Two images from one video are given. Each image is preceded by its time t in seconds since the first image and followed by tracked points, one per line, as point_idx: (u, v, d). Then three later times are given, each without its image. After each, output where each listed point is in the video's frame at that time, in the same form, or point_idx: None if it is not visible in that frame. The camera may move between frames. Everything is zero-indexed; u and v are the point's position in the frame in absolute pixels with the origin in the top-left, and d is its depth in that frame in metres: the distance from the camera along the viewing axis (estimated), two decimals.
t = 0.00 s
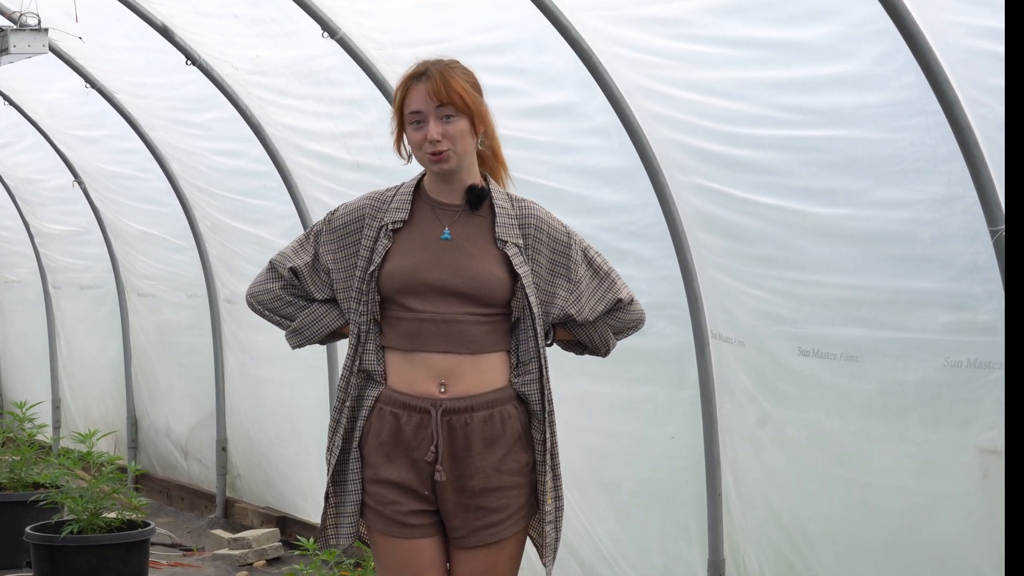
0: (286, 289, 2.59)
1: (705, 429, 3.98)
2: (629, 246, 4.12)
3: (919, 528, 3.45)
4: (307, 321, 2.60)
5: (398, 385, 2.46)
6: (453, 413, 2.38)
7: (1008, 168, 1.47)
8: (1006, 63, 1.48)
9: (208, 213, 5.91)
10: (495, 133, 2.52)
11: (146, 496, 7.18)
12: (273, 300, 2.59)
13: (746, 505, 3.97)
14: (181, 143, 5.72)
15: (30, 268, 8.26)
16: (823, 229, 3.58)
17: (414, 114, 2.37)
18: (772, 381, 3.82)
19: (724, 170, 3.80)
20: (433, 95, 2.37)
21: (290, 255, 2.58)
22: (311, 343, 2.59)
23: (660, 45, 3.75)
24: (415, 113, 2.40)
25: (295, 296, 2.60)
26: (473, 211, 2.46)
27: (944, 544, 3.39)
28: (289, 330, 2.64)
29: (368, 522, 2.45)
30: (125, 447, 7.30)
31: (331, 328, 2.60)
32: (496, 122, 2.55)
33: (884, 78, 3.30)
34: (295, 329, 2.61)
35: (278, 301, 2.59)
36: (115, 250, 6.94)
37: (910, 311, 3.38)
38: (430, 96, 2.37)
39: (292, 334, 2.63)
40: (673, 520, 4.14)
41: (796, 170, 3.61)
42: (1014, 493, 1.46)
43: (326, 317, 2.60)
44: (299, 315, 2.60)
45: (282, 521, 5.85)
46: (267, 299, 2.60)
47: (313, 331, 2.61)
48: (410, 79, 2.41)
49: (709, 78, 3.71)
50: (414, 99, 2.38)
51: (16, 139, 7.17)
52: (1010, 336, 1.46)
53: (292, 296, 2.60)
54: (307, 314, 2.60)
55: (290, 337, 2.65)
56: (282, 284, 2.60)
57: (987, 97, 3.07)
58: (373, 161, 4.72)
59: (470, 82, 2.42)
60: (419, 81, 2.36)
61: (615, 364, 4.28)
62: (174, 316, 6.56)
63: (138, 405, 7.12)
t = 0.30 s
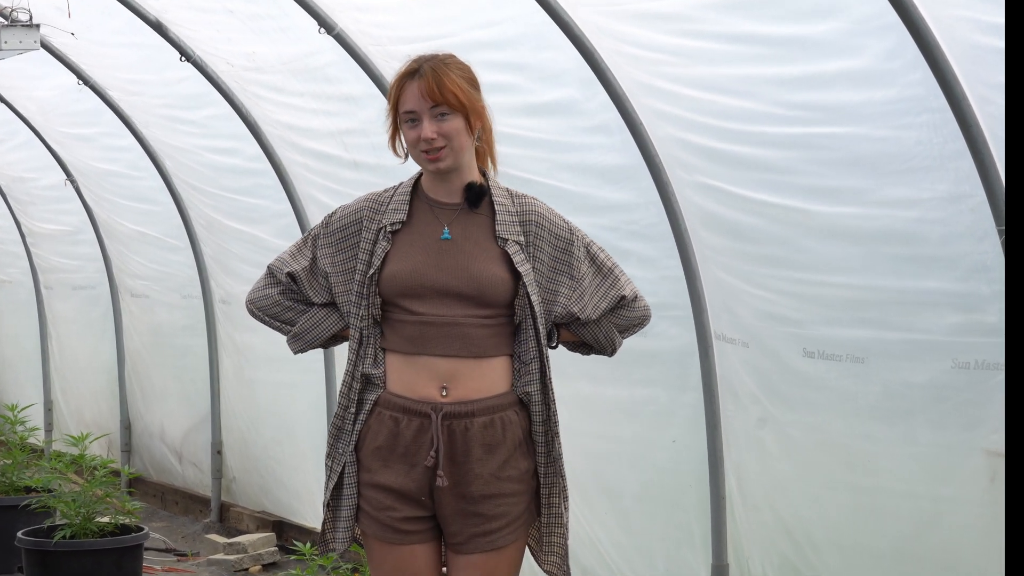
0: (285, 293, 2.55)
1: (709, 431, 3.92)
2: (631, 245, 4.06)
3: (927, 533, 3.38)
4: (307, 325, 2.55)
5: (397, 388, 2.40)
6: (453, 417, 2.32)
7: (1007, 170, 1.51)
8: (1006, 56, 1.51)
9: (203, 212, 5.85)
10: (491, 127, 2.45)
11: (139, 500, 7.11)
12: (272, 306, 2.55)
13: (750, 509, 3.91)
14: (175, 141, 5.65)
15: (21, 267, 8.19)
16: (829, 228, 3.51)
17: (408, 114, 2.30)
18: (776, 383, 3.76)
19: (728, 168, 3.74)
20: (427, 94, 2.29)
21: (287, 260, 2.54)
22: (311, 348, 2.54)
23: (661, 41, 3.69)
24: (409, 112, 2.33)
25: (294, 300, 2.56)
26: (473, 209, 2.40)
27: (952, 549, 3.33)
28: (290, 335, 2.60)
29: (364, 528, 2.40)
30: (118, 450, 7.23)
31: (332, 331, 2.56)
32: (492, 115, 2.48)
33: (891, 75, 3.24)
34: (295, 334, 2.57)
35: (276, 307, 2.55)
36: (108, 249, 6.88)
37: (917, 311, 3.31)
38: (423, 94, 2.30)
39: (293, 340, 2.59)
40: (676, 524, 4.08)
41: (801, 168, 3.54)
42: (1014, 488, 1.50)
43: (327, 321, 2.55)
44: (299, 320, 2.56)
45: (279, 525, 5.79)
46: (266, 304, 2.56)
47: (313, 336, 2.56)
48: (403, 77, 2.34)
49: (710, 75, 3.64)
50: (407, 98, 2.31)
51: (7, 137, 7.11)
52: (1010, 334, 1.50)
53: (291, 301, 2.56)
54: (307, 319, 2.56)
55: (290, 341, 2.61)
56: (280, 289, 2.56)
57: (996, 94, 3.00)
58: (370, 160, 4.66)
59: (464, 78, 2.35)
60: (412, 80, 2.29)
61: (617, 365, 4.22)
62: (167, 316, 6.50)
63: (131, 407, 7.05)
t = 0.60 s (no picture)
0: (282, 295, 2.49)
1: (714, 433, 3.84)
2: (633, 244, 3.98)
3: (937, 539, 3.31)
4: (304, 326, 2.48)
5: (394, 391, 2.33)
6: (451, 423, 2.25)
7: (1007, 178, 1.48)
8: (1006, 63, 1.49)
9: (196, 210, 5.77)
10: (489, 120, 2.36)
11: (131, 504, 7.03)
12: (269, 304, 2.49)
13: (755, 514, 3.84)
14: (168, 138, 5.57)
15: (9, 268, 8.11)
16: (836, 227, 3.43)
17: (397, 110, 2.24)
18: (782, 385, 3.68)
19: (733, 166, 3.66)
20: (413, 86, 2.23)
21: (284, 261, 2.47)
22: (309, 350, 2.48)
23: (664, 36, 3.61)
24: (400, 109, 2.26)
25: (291, 300, 2.49)
26: (475, 213, 2.32)
27: (962, 556, 3.25)
28: (288, 335, 2.53)
29: (355, 532, 2.34)
30: (109, 454, 7.15)
31: (330, 332, 2.49)
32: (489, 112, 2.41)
33: (900, 71, 3.16)
34: (293, 333, 2.51)
35: (274, 306, 2.49)
36: (99, 247, 6.81)
37: (926, 312, 3.23)
38: (410, 87, 2.23)
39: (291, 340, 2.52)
40: (679, 530, 4.01)
41: (808, 165, 3.46)
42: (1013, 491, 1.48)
43: (324, 321, 2.48)
44: (297, 320, 2.49)
45: (273, 530, 5.72)
46: (264, 304, 2.51)
47: (311, 336, 2.49)
48: (390, 78, 2.29)
49: (713, 70, 3.56)
50: (395, 94, 2.25)
51: None
52: (1010, 336, 1.47)
53: (288, 301, 2.49)
54: (305, 319, 2.49)
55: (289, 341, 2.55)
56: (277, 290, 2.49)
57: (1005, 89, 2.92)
58: (367, 157, 4.59)
59: (452, 71, 2.28)
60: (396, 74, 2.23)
61: (619, 367, 4.15)
62: (159, 317, 6.42)
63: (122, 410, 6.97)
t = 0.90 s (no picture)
0: (279, 297, 2.47)
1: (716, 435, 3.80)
2: (634, 244, 3.93)
3: (944, 542, 3.25)
4: (301, 327, 2.47)
5: (390, 393, 2.30)
6: (447, 426, 2.22)
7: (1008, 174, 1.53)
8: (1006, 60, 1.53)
9: (191, 209, 5.72)
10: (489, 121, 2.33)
11: (125, 507, 6.97)
12: (266, 306, 2.47)
13: (759, 517, 3.78)
14: (163, 135, 5.52)
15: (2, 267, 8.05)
16: (841, 226, 3.38)
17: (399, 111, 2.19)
18: (786, 386, 3.63)
19: (736, 164, 3.60)
20: (417, 88, 2.18)
21: (280, 263, 2.45)
22: (305, 352, 2.46)
23: (665, 31, 3.56)
24: (401, 108, 2.21)
25: (288, 302, 2.48)
26: (472, 214, 2.28)
27: (969, 559, 3.20)
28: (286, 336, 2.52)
29: (349, 536, 2.31)
30: (103, 456, 7.10)
31: (327, 333, 2.47)
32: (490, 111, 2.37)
33: (905, 68, 3.11)
34: (290, 335, 2.49)
35: (271, 308, 2.47)
36: (93, 246, 6.76)
37: (932, 312, 3.18)
38: (414, 88, 2.18)
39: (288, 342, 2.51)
40: (681, 533, 3.96)
41: (812, 163, 3.41)
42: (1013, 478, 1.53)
43: (321, 323, 2.47)
44: (294, 322, 2.48)
45: (269, 533, 5.67)
46: (261, 305, 2.48)
47: (308, 337, 2.48)
48: (393, 72, 2.22)
49: (715, 66, 3.51)
50: (397, 93, 2.20)
51: None
52: (1010, 338, 1.52)
53: (285, 303, 2.47)
54: (302, 321, 2.48)
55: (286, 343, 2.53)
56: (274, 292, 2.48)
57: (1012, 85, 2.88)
58: (363, 154, 4.54)
59: (457, 71, 2.23)
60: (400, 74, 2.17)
61: (620, 368, 4.09)
62: (154, 317, 6.36)
63: (116, 412, 6.92)
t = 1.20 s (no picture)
0: (273, 295, 2.39)
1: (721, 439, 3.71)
2: (638, 241, 3.84)
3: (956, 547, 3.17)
4: (295, 326, 2.39)
5: (385, 395, 2.22)
6: (442, 428, 2.14)
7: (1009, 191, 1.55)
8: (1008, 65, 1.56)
9: (184, 206, 5.64)
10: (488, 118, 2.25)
11: (117, 511, 6.89)
12: (260, 304, 2.39)
13: (766, 521, 3.69)
14: (156, 130, 5.42)
15: None
16: (850, 223, 3.29)
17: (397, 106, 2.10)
18: (794, 388, 3.54)
19: (742, 159, 3.51)
20: (415, 83, 2.09)
21: (274, 261, 2.37)
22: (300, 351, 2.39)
23: (669, 23, 3.46)
24: (399, 104, 2.13)
25: (283, 300, 2.40)
26: (471, 211, 2.19)
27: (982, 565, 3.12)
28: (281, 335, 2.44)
29: (343, 540, 2.24)
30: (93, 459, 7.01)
31: (322, 332, 2.40)
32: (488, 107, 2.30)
33: (916, 60, 3.02)
34: (285, 334, 2.41)
35: (266, 306, 2.39)
36: (83, 244, 6.67)
37: (945, 311, 3.09)
38: (412, 84, 2.10)
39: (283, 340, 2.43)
40: (686, 537, 3.88)
41: (820, 159, 3.32)
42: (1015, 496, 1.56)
43: (315, 322, 2.39)
44: (289, 321, 2.40)
45: (264, 538, 5.59)
46: (255, 303, 2.40)
47: (303, 336, 2.40)
48: (389, 68, 2.14)
49: (721, 59, 3.42)
50: (394, 90, 2.11)
51: None
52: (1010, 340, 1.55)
53: (280, 301, 2.40)
54: (297, 319, 2.40)
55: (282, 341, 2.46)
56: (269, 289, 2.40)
57: None
58: (361, 150, 4.48)
59: (455, 65, 2.15)
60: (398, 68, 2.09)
61: (624, 369, 4.00)
62: (145, 317, 6.27)
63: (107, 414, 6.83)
